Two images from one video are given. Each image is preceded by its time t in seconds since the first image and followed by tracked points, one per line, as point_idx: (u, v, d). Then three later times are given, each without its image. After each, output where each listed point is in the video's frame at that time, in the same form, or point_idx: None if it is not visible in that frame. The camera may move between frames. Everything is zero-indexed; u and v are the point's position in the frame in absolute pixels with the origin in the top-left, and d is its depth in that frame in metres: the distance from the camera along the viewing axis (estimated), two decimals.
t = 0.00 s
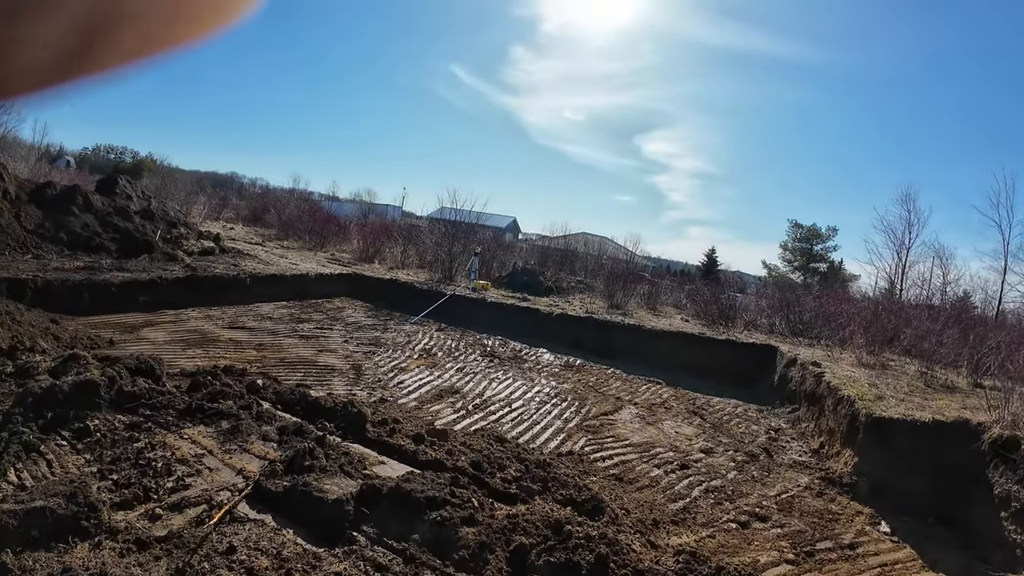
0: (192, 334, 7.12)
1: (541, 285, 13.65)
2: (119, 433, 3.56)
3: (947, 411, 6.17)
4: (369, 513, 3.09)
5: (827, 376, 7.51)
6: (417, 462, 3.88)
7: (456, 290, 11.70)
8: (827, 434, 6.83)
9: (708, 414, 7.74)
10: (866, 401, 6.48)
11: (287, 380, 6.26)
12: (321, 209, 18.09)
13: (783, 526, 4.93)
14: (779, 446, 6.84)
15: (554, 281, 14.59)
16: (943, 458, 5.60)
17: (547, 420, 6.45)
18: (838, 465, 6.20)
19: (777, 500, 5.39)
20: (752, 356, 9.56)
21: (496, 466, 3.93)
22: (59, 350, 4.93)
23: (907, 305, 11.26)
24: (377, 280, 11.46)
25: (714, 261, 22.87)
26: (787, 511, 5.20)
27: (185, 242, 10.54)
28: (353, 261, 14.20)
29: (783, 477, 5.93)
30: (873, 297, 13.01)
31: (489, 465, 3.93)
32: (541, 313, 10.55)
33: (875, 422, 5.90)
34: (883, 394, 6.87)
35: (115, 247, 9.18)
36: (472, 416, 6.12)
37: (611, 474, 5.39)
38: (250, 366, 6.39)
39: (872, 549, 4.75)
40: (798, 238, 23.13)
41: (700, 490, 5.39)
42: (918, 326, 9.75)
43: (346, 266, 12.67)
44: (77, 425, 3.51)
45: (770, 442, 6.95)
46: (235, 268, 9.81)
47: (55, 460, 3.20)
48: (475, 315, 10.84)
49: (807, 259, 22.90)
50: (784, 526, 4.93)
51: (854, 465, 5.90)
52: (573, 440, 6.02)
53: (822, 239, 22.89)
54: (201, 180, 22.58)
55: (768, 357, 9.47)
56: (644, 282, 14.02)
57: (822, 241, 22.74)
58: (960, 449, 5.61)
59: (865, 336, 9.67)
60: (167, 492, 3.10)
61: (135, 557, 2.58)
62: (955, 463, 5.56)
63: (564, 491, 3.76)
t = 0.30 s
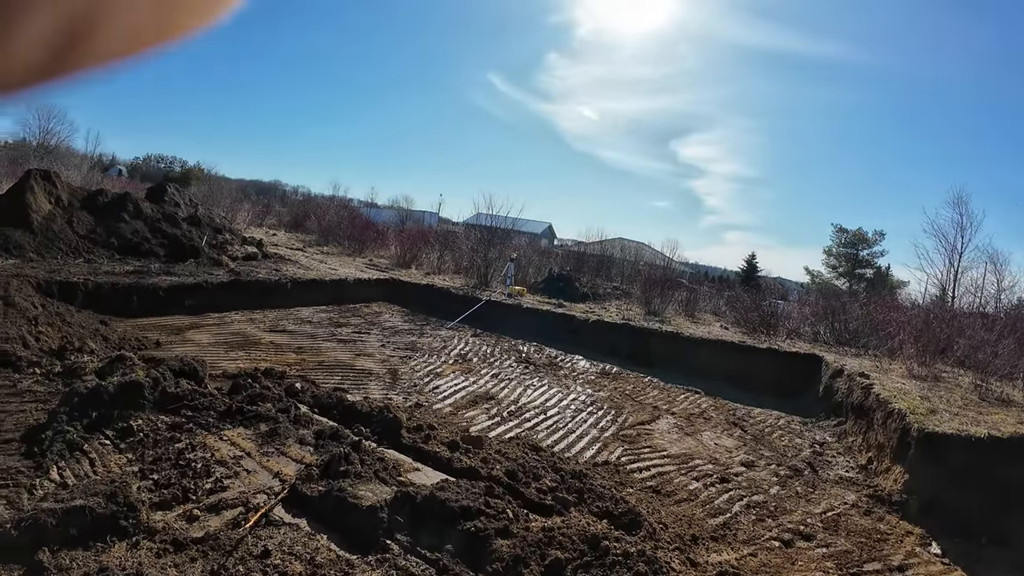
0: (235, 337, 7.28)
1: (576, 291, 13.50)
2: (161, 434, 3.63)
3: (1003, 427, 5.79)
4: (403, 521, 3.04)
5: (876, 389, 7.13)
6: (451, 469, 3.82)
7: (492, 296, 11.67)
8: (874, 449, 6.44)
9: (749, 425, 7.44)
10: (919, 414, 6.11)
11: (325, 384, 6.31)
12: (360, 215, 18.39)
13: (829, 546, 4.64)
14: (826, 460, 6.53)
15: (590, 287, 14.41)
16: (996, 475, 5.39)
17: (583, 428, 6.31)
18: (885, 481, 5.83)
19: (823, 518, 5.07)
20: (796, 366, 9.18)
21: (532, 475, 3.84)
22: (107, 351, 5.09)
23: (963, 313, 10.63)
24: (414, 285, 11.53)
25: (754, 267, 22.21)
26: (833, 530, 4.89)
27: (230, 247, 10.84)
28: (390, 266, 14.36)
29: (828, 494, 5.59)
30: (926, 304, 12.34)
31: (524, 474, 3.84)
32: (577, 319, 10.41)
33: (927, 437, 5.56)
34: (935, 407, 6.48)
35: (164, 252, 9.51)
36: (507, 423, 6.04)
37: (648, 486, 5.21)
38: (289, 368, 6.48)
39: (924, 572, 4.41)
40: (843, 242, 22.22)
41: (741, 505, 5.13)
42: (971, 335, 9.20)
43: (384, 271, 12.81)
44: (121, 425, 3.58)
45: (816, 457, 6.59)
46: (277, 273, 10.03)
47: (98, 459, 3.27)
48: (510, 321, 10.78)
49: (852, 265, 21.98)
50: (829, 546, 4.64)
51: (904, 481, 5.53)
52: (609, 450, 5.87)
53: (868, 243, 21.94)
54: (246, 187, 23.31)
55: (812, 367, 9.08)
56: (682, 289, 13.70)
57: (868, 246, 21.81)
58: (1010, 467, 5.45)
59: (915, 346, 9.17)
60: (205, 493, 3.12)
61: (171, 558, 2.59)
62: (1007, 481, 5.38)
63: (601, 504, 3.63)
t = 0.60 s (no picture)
0: (282, 339, 7.47)
1: (618, 297, 13.27)
2: (209, 433, 3.71)
3: None
4: (443, 529, 3.00)
5: (934, 403, 6.69)
6: (491, 476, 3.77)
7: (533, 302, 11.61)
8: (933, 467, 6.03)
9: (798, 439, 7.09)
10: (981, 432, 5.73)
11: (367, 387, 6.37)
12: (403, 221, 18.66)
13: (885, 569, 4.33)
14: (881, 477, 6.15)
15: (632, 294, 14.16)
16: None
17: (625, 438, 6.15)
18: (944, 501, 5.46)
19: (878, 539, 4.76)
20: (848, 378, 8.74)
21: (573, 485, 3.74)
22: (160, 351, 5.27)
23: None
24: (455, 291, 11.58)
25: (803, 274, 21.35)
26: (889, 552, 4.58)
27: (279, 253, 11.16)
28: (432, 271, 14.49)
29: (882, 513, 5.24)
30: (992, 313, 11.54)
31: (565, 484, 3.74)
32: (619, 326, 10.21)
33: (986, 455, 5.30)
34: (1002, 424, 6.04)
35: (216, 257, 9.86)
36: (547, 431, 5.94)
37: (691, 500, 5.01)
38: (333, 371, 6.59)
39: None
40: (898, 247, 21.09)
41: (790, 523, 4.87)
42: None
43: (426, 277, 12.95)
44: (171, 423, 3.69)
45: (869, 474, 6.20)
46: (323, 278, 10.26)
47: (148, 455, 3.37)
48: (550, 327, 10.67)
49: (908, 271, 20.82)
50: (884, 569, 4.33)
51: (963, 502, 5.21)
52: (652, 461, 5.69)
53: (925, 248, 20.76)
54: (294, 195, 24.04)
55: (866, 380, 8.63)
56: (727, 295, 13.28)
57: (925, 252, 20.64)
58: None
59: (977, 358, 8.46)
60: (250, 493, 3.16)
61: (214, 556, 2.63)
62: None
63: (644, 518, 3.51)
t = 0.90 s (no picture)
0: (329, 342, 7.63)
1: (663, 304, 12.98)
2: (258, 432, 3.80)
3: None
4: (484, 537, 2.96)
5: (999, 420, 6.22)
6: (533, 485, 3.71)
7: (575, 308, 11.49)
8: (996, 487, 5.60)
9: (852, 454, 6.72)
10: None
11: (410, 391, 6.42)
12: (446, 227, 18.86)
13: None
14: (940, 497, 5.75)
15: (677, 301, 13.84)
16: None
17: (669, 449, 5.97)
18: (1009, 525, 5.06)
19: (937, 564, 4.44)
20: (906, 392, 8.26)
21: (617, 496, 3.65)
22: (213, 351, 5.47)
23: None
24: (497, 296, 11.59)
25: (857, 281, 20.37)
26: None
27: (327, 258, 11.45)
28: (475, 276, 14.57)
29: (940, 536, 4.90)
30: None
31: (609, 495, 3.65)
32: (663, 333, 9.99)
33: None
34: None
35: (267, 262, 10.20)
36: (589, 439, 5.84)
37: (738, 516, 4.80)
38: (378, 374, 6.67)
39: None
40: (959, 253, 19.83)
41: (843, 544, 4.59)
42: None
43: (469, 282, 13.02)
44: (222, 421, 3.80)
45: (929, 493, 5.80)
46: (369, 283, 10.46)
47: (200, 453, 3.47)
48: (591, 332, 10.54)
49: (970, 278, 19.56)
50: None
51: None
52: (697, 473, 5.50)
53: (989, 254, 19.46)
54: (342, 202, 24.71)
55: (924, 394, 8.12)
56: (777, 303, 12.80)
57: (989, 258, 19.35)
58: None
59: None
60: (295, 493, 3.21)
61: (259, 554, 2.66)
62: None
63: (690, 533, 3.37)
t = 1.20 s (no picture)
0: (373, 345, 7.75)
1: (708, 311, 12.63)
2: (304, 433, 3.87)
3: None
4: (526, 547, 2.91)
5: None
6: (576, 495, 3.63)
7: (618, 314, 11.31)
8: None
9: (908, 472, 6.33)
10: None
11: (452, 395, 6.44)
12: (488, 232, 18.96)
13: None
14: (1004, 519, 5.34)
15: (722, 308, 13.46)
16: None
17: (714, 461, 5.77)
18: None
19: None
20: (968, 407, 7.73)
21: (661, 509, 3.54)
22: (262, 352, 5.63)
23: None
24: (538, 302, 11.54)
25: (912, 288, 19.35)
26: None
27: (372, 262, 11.66)
28: (517, 282, 14.57)
29: (1001, 560, 4.56)
30: None
31: (653, 508, 3.54)
32: (707, 341, 9.70)
33: None
34: None
35: (315, 266, 10.48)
36: (631, 449, 5.71)
37: (787, 534, 4.58)
38: (421, 378, 6.73)
39: None
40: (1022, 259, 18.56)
41: (899, 567, 4.31)
42: None
43: (511, 287, 13.03)
44: (271, 421, 3.89)
45: (989, 514, 5.42)
46: (412, 287, 10.60)
47: (249, 451, 3.56)
48: (632, 339, 10.37)
49: None
50: None
51: None
52: (744, 488, 5.29)
53: None
54: (386, 208, 25.18)
55: (988, 410, 7.58)
56: (828, 311, 12.26)
57: None
58: None
59: None
60: (340, 494, 3.24)
61: (304, 554, 2.69)
62: None
63: (740, 552, 3.23)
